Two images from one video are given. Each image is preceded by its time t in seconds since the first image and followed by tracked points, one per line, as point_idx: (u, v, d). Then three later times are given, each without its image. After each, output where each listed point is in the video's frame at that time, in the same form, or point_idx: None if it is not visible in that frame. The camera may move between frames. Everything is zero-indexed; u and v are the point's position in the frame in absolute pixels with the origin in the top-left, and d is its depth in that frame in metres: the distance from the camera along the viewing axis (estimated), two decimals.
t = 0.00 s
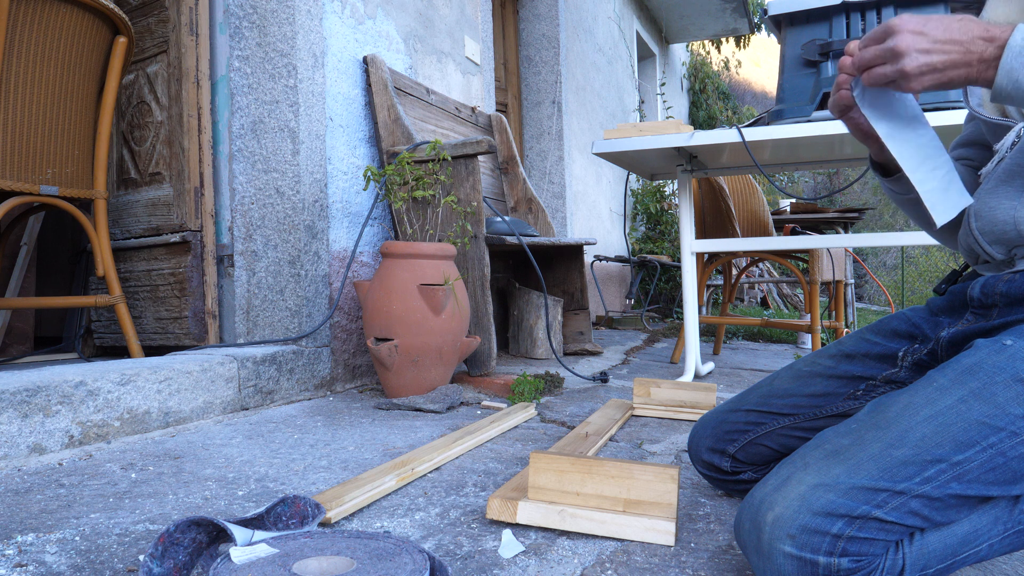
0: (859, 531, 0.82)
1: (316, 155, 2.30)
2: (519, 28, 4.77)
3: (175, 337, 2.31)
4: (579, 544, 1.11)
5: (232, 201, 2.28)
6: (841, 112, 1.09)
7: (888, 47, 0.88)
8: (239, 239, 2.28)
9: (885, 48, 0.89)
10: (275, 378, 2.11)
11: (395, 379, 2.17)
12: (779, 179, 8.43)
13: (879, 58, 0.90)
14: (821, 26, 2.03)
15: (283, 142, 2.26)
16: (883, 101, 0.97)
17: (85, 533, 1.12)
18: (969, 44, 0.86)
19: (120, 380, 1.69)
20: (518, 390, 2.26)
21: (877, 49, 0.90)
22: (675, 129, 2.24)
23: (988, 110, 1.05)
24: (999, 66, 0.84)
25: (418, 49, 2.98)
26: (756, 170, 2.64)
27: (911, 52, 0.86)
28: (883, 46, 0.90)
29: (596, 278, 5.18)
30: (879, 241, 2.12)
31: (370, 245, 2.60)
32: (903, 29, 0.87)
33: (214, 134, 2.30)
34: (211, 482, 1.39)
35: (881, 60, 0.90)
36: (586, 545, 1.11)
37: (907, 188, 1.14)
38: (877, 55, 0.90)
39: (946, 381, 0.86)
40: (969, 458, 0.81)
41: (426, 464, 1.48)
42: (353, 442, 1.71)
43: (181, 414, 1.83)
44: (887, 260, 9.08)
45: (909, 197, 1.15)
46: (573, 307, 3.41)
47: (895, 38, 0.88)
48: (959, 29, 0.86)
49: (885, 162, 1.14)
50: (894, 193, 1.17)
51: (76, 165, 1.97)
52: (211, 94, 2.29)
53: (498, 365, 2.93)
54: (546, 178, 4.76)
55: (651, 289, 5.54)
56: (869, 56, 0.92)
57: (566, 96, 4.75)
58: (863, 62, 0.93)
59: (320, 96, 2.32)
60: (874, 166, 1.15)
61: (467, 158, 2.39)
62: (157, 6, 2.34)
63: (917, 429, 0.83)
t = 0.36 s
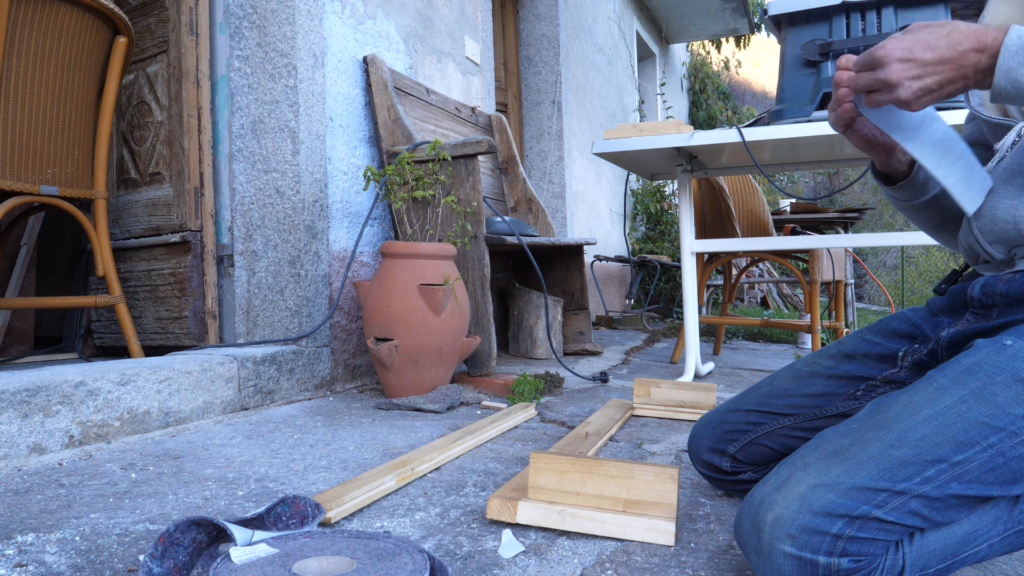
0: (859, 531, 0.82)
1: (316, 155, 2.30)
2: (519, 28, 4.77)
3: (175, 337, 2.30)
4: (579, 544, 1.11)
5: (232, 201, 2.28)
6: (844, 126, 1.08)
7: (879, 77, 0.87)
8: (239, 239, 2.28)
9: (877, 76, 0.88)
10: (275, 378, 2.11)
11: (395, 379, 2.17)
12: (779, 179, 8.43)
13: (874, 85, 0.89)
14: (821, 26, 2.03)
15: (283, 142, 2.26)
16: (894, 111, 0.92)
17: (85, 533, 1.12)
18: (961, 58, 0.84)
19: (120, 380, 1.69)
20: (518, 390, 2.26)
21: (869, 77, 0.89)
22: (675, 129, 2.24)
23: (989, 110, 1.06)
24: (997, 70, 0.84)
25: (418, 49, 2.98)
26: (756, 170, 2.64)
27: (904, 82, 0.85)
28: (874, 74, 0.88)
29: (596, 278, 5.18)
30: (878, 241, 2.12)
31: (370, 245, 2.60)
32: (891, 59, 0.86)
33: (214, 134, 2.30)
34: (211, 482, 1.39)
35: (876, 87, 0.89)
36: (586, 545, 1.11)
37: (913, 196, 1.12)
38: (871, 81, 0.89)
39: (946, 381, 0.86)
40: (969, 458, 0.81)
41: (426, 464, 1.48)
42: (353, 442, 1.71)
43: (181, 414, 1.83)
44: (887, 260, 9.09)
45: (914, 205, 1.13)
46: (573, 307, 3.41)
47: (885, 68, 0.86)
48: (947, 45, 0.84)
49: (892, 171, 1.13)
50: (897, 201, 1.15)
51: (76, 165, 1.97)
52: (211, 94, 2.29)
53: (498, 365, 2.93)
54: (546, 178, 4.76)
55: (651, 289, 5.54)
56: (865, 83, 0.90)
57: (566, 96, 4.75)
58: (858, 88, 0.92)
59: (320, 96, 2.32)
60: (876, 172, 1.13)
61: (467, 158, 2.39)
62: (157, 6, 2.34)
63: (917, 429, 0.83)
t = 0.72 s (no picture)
0: (859, 531, 0.82)
1: (316, 155, 2.30)
2: (519, 28, 4.77)
3: (175, 337, 2.31)
4: (579, 544, 1.11)
5: (232, 201, 2.28)
6: (848, 131, 1.08)
7: (886, 95, 0.86)
8: (239, 239, 2.28)
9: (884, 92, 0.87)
10: (275, 378, 2.11)
11: (395, 379, 2.17)
12: (779, 179, 8.42)
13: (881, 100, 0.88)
14: (821, 26, 2.03)
15: (283, 142, 2.26)
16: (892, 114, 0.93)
17: (85, 533, 1.12)
18: (969, 74, 0.84)
19: (120, 380, 1.69)
20: (518, 390, 2.26)
21: (875, 93, 0.88)
22: (675, 129, 2.24)
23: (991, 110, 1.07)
24: (1002, 82, 0.84)
25: (418, 49, 2.98)
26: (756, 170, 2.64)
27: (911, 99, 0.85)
28: (881, 90, 0.87)
29: (596, 279, 5.18)
30: (878, 241, 2.12)
31: (370, 245, 2.60)
32: (897, 78, 0.85)
33: (214, 134, 2.30)
34: (211, 482, 1.39)
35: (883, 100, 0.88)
36: (586, 545, 1.11)
37: (916, 201, 1.11)
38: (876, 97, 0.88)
39: (946, 381, 0.86)
40: (969, 459, 0.81)
41: (426, 464, 1.48)
42: (353, 443, 1.71)
43: (181, 414, 1.83)
44: (887, 260, 9.09)
45: (916, 210, 1.12)
46: (573, 307, 3.41)
47: (891, 87, 0.85)
48: (955, 61, 0.83)
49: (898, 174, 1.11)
50: (899, 204, 1.14)
51: (76, 165, 1.97)
52: (211, 94, 2.29)
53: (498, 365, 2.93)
54: (546, 178, 4.76)
55: (651, 289, 5.54)
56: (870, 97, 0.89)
57: (566, 96, 4.75)
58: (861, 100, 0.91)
59: (320, 96, 2.32)
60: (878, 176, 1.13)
61: (467, 158, 2.39)
62: (157, 6, 2.34)
63: (917, 429, 0.83)
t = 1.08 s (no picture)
0: (859, 531, 0.82)
1: (316, 155, 2.30)
2: (519, 28, 4.77)
3: (175, 337, 2.31)
4: (579, 544, 1.11)
5: (232, 201, 2.28)
6: (842, 142, 1.01)
7: (896, 77, 0.84)
8: (239, 239, 2.28)
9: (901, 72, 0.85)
10: (275, 378, 2.11)
11: (395, 378, 2.17)
12: (779, 180, 8.42)
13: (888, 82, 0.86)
14: (821, 26, 2.03)
15: (283, 142, 2.26)
16: (881, 106, 0.90)
17: (85, 533, 1.12)
18: (980, 60, 0.84)
19: (120, 380, 1.69)
20: (518, 390, 2.26)
21: (884, 76, 0.86)
22: (676, 128, 2.24)
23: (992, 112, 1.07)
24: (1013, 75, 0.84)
25: (417, 49, 2.98)
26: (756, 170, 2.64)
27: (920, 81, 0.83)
28: (890, 72, 0.85)
29: (596, 278, 5.18)
30: (879, 241, 2.12)
31: (370, 245, 2.60)
32: (911, 59, 0.83)
33: (214, 134, 2.30)
34: (211, 482, 1.39)
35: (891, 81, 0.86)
36: (586, 545, 1.11)
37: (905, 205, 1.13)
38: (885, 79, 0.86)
39: (946, 381, 0.86)
40: (970, 459, 0.81)
41: (426, 464, 1.48)
42: (353, 442, 1.71)
43: (181, 414, 1.83)
44: (887, 261, 9.09)
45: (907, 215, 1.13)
46: (573, 307, 3.41)
47: (903, 68, 0.84)
48: (967, 48, 0.83)
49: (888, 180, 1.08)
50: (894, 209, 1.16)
51: (75, 165, 1.97)
52: (211, 94, 2.29)
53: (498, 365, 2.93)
54: (546, 178, 4.76)
55: (651, 289, 5.54)
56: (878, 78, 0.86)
57: (566, 96, 4.75)
58: (865, 84, 0.88)
59: (320, 96, 2.32)
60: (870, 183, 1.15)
61: (467, 158, 2.39)
62: (157, 6, 2.34)
63: (917, 429, 0.83)
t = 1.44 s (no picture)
0: (859, 530, 0.82)
1: (316, 155, 2.30)
2: (519, 28, 4.77)
3: (175, 337, 2.31)
4: (579, 544, 1.11)
5: (232, 201, 2.28)
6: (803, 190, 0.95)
7: (939, 106, 0.76)
8: (239, 239, 2.28)
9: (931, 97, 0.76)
10: (275, 378, 2.11)
11: (395, 379, 2.17)
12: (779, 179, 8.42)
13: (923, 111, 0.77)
14: (821, 26, 2.03)
15: (283, 142, 2.26)
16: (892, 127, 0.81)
17: (85, 533, 1.12)
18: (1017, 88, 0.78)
19: (120, 380, 1.69)
20: (518, 390, 2.26)
21: (926, 103, 0.76)
22: (675, 129, 2.24)
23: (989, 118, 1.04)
24: None
25: (418, 49, 2.98)
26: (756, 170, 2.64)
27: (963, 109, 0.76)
28: (932, 100, 0.76)
29: (596, 279, 5.18)
30: (879, 242, 2.12)
31: (370, 245, 2.60)
32: (958, 88, 0.75)
33: (214, 134, 2.30)
34: (211, 482, 1.39)
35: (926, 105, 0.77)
36: (586, 545, 1.11)
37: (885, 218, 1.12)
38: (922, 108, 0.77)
39: (945, 381, 0.86)
40: (969, 458, 0.81)
41: (426, 464, 1.48)
42: (353, 442, 1.71)
43: (181, 414, 1.83)
44: (887, 261, 9.08)
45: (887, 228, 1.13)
46: (573, 307, 3.41)
47: (950, 96, 0.76)
48: (1008, 72, 0.77)
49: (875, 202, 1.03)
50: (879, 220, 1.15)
51: (75, 165, 1.97)
52: (211, 94, 2.29)
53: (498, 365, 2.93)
54: (546, 178, 4.76)
55: (651, 289, 5.54)
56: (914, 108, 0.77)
57: (566, 96, 4.75)
58: (896, 105, 0.78)
59: (320, 96, 2.33)
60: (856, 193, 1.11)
61: (467, 158, 2.39)
62: (157, 6, 2.34)
63: (917, 429, 0.83)
